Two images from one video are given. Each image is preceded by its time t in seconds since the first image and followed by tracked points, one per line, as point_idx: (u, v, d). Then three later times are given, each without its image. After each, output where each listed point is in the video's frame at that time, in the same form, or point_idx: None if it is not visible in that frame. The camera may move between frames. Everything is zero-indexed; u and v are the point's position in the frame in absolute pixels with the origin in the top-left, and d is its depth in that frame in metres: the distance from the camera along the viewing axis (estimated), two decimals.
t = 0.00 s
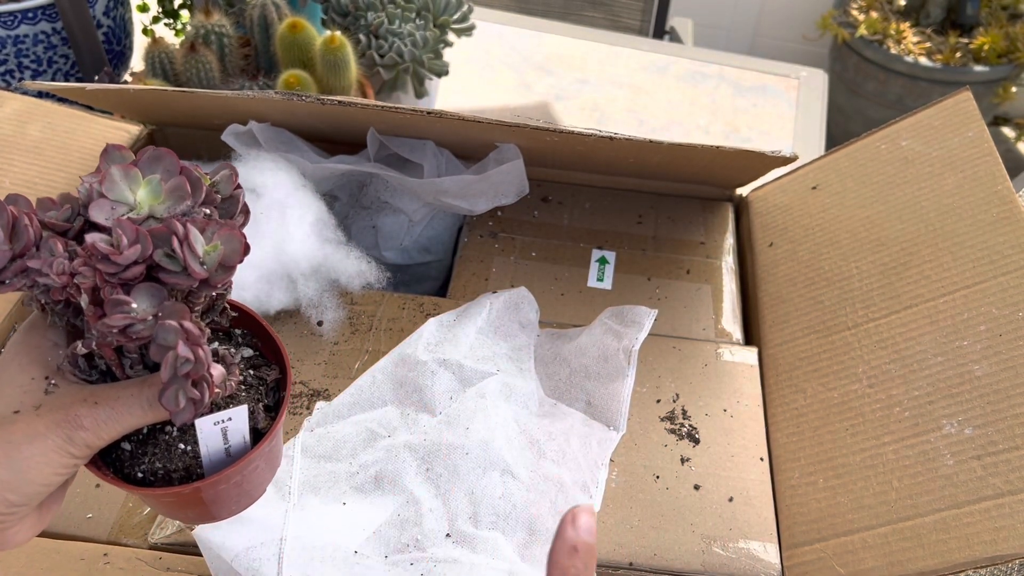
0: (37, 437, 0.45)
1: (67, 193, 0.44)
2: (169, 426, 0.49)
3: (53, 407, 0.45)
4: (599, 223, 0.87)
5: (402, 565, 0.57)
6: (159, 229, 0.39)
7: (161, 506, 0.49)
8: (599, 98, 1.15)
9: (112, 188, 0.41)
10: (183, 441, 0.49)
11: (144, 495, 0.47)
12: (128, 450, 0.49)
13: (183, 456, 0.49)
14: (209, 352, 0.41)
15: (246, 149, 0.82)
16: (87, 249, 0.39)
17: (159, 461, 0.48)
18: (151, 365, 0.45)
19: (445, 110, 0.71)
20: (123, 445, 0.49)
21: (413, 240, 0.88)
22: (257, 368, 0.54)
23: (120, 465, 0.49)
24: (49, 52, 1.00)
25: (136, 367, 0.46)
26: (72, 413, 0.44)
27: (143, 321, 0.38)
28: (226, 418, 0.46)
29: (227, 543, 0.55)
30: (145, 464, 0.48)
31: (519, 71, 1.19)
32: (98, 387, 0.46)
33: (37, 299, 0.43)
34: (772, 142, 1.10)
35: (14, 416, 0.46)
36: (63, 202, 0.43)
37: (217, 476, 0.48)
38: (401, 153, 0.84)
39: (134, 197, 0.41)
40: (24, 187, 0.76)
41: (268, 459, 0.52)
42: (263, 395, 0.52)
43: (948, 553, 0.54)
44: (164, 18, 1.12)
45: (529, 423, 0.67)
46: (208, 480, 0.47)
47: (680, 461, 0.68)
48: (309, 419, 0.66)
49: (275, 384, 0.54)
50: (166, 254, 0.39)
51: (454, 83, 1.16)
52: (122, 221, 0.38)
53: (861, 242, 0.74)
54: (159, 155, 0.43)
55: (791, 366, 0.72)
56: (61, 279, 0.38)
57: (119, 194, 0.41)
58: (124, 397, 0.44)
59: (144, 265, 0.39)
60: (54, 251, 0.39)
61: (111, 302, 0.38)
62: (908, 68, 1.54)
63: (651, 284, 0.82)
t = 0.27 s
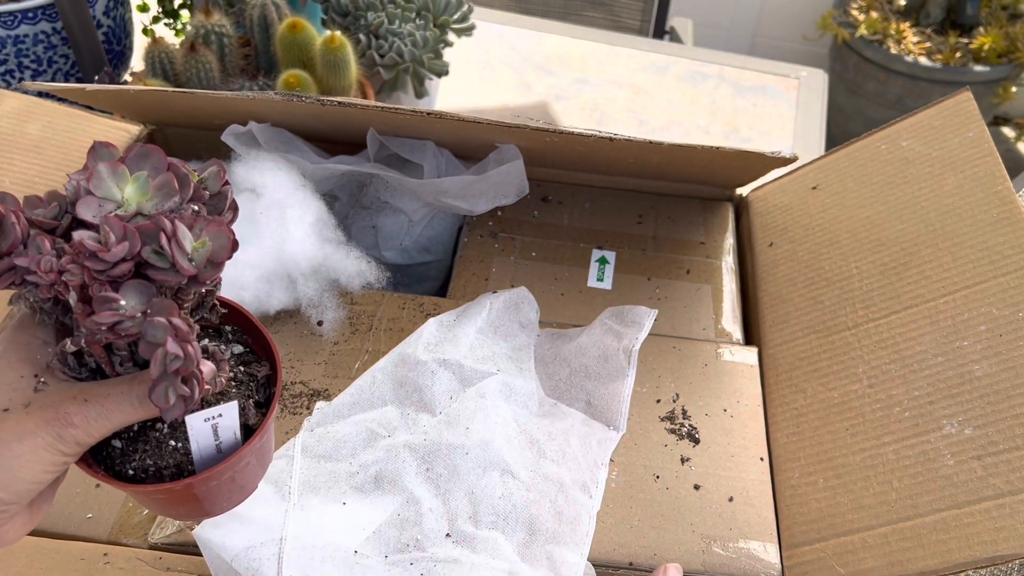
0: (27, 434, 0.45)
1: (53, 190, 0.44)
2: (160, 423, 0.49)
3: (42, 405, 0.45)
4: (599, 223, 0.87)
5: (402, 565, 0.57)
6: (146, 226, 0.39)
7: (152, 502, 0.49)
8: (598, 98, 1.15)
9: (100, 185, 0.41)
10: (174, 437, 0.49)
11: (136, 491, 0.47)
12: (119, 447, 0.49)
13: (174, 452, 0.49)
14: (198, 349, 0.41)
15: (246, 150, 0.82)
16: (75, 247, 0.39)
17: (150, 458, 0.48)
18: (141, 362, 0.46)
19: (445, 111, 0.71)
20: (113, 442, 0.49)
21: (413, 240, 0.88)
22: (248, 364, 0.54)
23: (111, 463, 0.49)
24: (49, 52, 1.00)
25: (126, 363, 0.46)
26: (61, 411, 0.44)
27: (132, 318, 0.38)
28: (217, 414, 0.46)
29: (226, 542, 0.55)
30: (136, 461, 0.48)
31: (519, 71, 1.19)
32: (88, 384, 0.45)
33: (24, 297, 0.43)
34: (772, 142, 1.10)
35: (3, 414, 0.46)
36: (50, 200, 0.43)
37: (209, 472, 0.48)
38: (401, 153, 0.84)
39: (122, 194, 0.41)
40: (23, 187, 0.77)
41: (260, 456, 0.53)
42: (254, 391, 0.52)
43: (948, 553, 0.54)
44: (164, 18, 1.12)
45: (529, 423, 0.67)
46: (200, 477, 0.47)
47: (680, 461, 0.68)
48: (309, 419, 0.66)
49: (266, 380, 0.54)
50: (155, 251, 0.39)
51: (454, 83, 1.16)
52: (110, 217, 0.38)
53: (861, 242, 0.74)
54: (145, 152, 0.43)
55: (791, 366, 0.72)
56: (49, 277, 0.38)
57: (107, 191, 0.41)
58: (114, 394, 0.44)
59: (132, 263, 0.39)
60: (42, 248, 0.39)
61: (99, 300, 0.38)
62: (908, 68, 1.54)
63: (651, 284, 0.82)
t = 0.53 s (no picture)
0: (23, 429, 0.45)
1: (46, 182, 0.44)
2: (156, 416, 0.49)
3: (38, 399, 0.45)
4: (599, 223, 0.87)
5: (402, 565, 0.57)
6: (141, 218, 0.39)
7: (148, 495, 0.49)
8: (598, 98, 1.15)
9: (94, 178, 0.41)
10: (170, 430, 0.49)
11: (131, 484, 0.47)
12: (114, 440, 0.49)
13: (170, 445, 0.49)
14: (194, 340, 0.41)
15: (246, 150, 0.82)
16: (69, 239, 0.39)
17: (145, 451, 0.48)
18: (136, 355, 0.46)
19: (445, 111, 0.71)
20: (109, 435, 0.49)
21: (414, 240, 0.88)
22: (243, 357, 0.54)
23: (107, 456, 0.49)
24: (49, 52, 1.00)
25: (121, 356, 0.46)
26: (57, 405, 0.44)
27: (128, 310, 0.38)
28: (213, 406, 0.46)
29: (226, 543, 0.55)
30: (132, 454, 0.48)
31: (519, 71, 1.19)
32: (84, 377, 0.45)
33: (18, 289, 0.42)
34: (772, 142, 1.10)
35: None
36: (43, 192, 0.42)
37: (205, 465, 0.48)
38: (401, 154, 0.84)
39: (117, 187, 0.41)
40: (23, 186, 0.77)
41: (256, 449, 0.53)
42: (249, 384, 0.53)
43: (948, 553, 0.54)
44: (164, 18, 1.12)
45: (529, 423, 0.67)
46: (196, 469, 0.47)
47: (680, 461, 0.68)
48: (309, 419, 0.66)
49: (261, 373, 0.54)
50: (150, 243, 0.39)
51: (454, 83, 1.16)
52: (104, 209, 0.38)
53: (861, 242, 0.74)
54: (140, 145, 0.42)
55: (791, 367, 0.72)
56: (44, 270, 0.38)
57: (101, 183, 0.41)
58: (109, 387, 0.44)
59: (127, 255, 0.39)
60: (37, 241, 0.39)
61: (94, 292, 0.37)
62: (907, 68, 1.54)
63: (651, 284, 0.82)
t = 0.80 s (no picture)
0: (13, 417, 0.45)
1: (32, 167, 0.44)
2: (147, 403, 0.51)
3: (27, 385, 0.46)
4: (599, 223, 0.87)
5: (402, 565, 0.57)
6: (128, 202, 0.39)
7: (141, 481, 0.51)
8: (598, 98, 1.15)
9: (80, 162, 0.41)
10: (162, 417, 0.50)
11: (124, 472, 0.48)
12: (107, 428, 0.50)
13: (161, 432, 0.50)
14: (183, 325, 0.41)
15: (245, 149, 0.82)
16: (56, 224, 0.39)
17: (137, 438, 0.50)
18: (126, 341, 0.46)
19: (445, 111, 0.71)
20: (101, 423, 0.51)
21: (413, 240, 0.88)
22: (235, 344, 0.56)
23: (100, 444, 0.50)
24: (49, 52, 1.00)
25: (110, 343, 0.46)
26: (47, 391, 0.45)
27: (116, 295, 0.39)
28: (204, 392, 0.46)
29: (226, 543, 0.55)
30: (124, 442, 0.50)
31: (519, 71, 1.19)
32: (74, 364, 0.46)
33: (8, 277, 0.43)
34: (771, 142, 1.10)
35: None
36: (29, 178, 0.43)
37: (196, 450, 0.50)
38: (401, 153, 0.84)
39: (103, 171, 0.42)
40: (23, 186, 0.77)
41: (246, 433, 0.54)
42: (242, 369, 0.55)
43: (948, 553, 0.54)
44: (164, 18, 1.12)
45: (529, 423, 0.67)
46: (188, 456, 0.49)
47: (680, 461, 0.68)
48: (309, 419, 0.66)
49: (253, 359, 0.56)
50: (137, 227, 0.40)
51: (454, 83, 1.16)
52: (89, 193, 0.38)
53: (861, 242, 0.74)
54: (126, 129, 0.43)
55: (791, 366, 0.72)
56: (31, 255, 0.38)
57: (87, 168, 0.41)
58: (99, 372, 0.44)
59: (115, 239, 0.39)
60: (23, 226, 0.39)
61: (81, 277, 0.38)
62: (908, 68, 1.54)
63: (651, 284, 0.82)
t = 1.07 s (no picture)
0: (14, 414, 0.45)
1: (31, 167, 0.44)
2: (148, 401, 0.51)
3: (27, 383, 0.46)
4: (599, 223, 0.87)
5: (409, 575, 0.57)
6: (126, 201, 0.40)
7: (141, 479, 0.51)
8: (598, 98, 1.15)
9: (78, 162, 0.41)
10: (162, 414, 0.51)
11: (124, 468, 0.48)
12: (107, 426, 0.51)
13: (161, 430, 0.50)
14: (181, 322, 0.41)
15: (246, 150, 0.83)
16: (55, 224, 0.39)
17: (138, 435, 0.50)
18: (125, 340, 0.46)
19: (445, 111, 0.71)
20: (102, 421, 0.51)
21: (414, 241, 0.88)
22: (235, 342, 0.56)
23: (99, 442, 0.50)
24: (49, 52, 1.00)
25: (110, 341, 0.47)
26: (47, 389, 0.45)
27: (114, 292, 0.39)
28: (202, 389, 0.47)
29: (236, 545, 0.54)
30: (125, 440, 0.50)
31: (519, 71, 1.19)
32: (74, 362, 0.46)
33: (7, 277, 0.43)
34: (771, 142, 1.10)
35: None
36: (28, 178, 0.43)
37: (196, 447, 0.50)
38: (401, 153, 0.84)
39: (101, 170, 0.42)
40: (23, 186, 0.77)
41: (245, 430, 0.54)
42: (241, 367, 0.55)
43: (948, 553, 0.54)
44: (164, 18, 1.12)
45: (539, 432, 0.67)
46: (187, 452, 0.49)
47: (680, 461, 0.68)
48: (318, 407, 0.63)
49: (252, 356, 0.56)
50: (135, 225, 0.40)
51: (454, 83, 1.16)
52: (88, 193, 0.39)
53: (861, 242, 0.74)
54: (124, 128, 0.43)
55: (791, 366, 0.72)
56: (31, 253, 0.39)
57: (85, 168, 0.42)
58: (100, 370, 0.45)
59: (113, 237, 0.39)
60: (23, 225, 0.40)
61: (80, 274, 0.38)
62: (908, 68, 1.54)
63: (651, 284, 0.82)
